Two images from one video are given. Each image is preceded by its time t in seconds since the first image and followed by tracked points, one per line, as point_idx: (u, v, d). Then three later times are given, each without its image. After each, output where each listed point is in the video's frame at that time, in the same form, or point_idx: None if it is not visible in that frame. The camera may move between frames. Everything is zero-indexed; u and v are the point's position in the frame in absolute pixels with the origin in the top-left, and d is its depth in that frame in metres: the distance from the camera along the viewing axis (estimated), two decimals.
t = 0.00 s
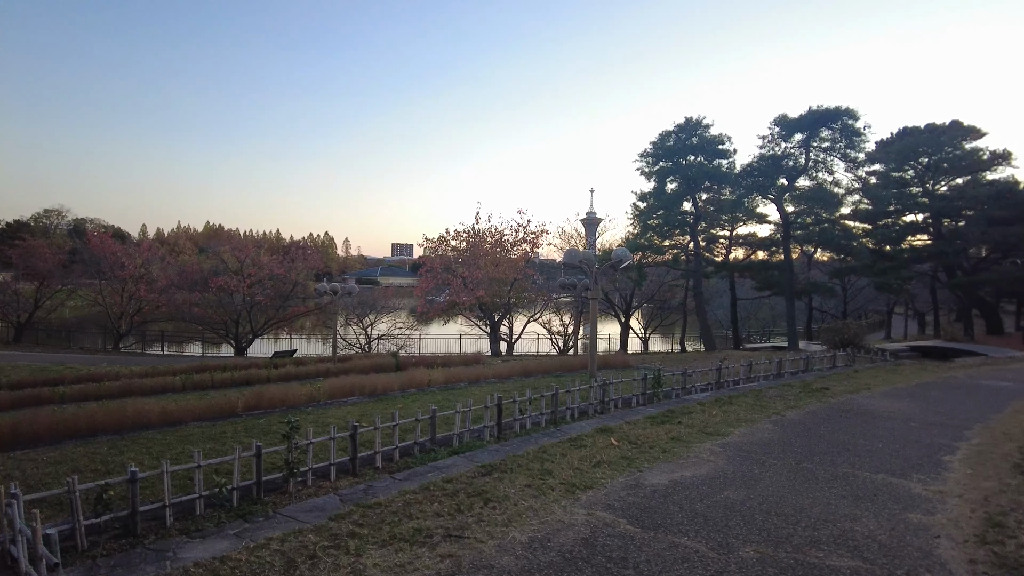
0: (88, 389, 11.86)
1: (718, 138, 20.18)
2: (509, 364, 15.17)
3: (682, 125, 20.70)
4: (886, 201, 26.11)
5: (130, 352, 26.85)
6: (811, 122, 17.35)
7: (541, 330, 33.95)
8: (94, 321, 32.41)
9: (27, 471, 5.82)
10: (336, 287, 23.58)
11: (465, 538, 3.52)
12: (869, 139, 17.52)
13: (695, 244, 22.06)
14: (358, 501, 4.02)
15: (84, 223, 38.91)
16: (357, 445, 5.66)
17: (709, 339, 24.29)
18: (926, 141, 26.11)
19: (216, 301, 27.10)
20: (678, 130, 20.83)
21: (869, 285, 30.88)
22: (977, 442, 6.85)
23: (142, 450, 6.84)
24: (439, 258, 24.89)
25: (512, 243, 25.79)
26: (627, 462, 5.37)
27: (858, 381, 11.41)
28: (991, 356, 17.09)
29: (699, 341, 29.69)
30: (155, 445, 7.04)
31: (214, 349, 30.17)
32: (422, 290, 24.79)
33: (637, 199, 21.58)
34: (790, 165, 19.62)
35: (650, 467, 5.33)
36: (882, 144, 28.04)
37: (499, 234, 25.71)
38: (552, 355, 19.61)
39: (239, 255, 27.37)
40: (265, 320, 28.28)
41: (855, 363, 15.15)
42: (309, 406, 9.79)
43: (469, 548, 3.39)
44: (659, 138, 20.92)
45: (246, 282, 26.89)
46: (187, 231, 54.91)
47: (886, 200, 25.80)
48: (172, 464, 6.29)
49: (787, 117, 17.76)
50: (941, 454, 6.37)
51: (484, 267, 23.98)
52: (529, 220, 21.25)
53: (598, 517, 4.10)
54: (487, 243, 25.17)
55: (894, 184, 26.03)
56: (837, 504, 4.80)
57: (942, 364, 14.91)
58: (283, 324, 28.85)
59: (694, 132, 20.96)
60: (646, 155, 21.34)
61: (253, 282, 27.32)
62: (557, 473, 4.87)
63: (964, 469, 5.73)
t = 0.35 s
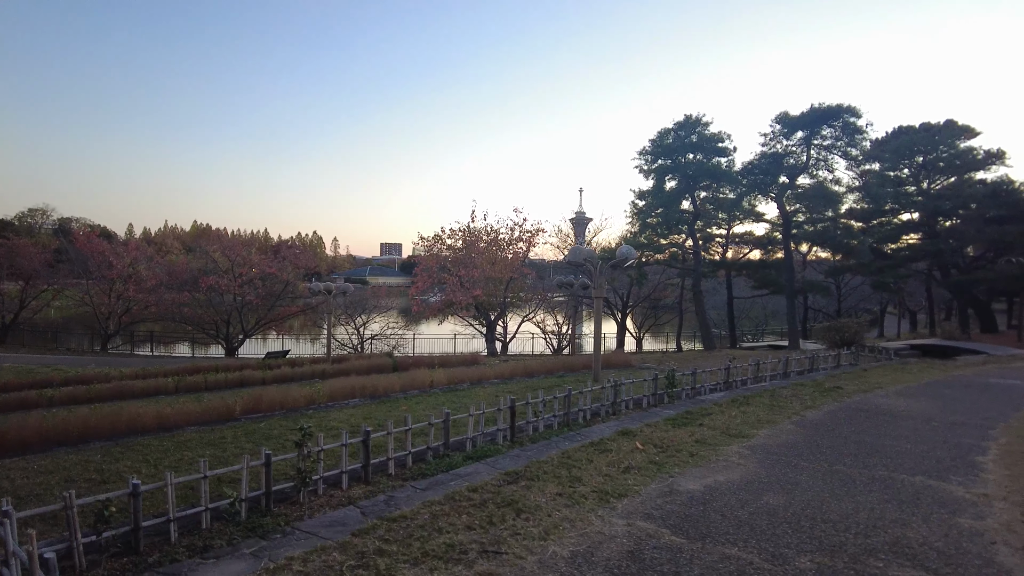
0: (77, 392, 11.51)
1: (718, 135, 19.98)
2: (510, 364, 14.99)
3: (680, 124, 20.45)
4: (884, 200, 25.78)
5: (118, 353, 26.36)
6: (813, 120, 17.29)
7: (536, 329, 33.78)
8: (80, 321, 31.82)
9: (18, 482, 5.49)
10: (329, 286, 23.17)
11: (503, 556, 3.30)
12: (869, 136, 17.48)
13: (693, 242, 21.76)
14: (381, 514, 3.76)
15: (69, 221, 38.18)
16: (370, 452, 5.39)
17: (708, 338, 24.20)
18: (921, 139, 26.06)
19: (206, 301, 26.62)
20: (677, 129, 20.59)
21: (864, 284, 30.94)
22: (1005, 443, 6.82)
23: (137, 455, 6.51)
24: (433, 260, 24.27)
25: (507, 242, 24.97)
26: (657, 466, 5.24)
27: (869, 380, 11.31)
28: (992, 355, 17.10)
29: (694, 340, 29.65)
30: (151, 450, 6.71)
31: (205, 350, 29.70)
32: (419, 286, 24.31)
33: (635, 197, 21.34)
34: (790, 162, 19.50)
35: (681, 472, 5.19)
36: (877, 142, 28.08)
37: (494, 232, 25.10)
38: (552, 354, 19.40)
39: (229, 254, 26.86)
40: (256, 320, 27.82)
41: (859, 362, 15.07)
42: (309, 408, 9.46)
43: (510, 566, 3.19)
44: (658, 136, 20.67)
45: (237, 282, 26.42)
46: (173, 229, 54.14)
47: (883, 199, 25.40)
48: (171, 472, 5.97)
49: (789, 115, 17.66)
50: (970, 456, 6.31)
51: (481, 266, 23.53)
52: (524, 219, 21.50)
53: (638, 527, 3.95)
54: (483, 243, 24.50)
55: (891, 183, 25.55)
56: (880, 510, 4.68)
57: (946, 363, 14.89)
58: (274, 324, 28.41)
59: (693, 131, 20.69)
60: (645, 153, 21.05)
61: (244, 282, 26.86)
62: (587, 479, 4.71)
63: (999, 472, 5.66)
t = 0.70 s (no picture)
0: (77, 394, 11.26)
1: (724, 134, 19.80)
2: (518, 364, 14.83)
3: (687, 122, 20.25)
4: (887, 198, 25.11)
5: (114, 354, 26.04)
6: (821, 118, 17.21)
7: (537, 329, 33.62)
8: (75, 321, 31.40)
9: (20, 491, 5.24)
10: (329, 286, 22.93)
11: (554, 569, 3.12)
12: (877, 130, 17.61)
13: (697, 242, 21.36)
14: (417, 526, 3.57)
15: (63, 219, 37.68)
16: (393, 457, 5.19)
17: (714, 338, 23.96)
18: (923, 138, 25.98)
19: (204, 301, 26.34)
20: (683, 127, 20.38)
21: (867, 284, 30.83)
22: None
23: (144, 462, 6.25)
24: (435, 260, 23.96)
25: (509, 242, 24.63)
26: (694, 473, 5.15)
27: (886, 380, 11.19)
28: (1001, 355, 17.03)
29: (697, 340, 29.54)
30: (158, 457, 6.45)
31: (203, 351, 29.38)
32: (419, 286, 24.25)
33: (640, 196, 21.12)
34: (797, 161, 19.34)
35: (718, 479, 5.11)
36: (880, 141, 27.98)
37: (496, 232, 24.65)
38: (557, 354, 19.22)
39: (227, 254, 26.54)
40: (254, 320, 27.51)
41: (868, 363, 14.96)
42: (317, 412, 9.19)
43: None
44: (664, 134, 20.46)
45: (235, 281, 26.11)
46: (169, 229, 53.78)
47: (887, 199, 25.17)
48: (180, 479, 5.72)
49: (798, 113, 17.56)
50: (1006, 458, 6.20)
51: (482, 265, 23.20)
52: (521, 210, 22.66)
53: (688, 537, 3.84)
54: (485, 242, 24.21)
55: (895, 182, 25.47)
56: (932, 515, 4.54)
57: (957, 363, 14.78)
58: (272, 324, 28.07)
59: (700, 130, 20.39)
60: (650, 152, 20.81)
61: (242, 282, 26.54)
62: (628, 487, 4.59)
63: None
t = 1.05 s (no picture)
0: (77, 397, 11.00)
1: (731, 134, 19.58)
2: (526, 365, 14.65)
3: (693, 121, 20.04)
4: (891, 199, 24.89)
5: (111, 356, 25.72)
6: (830, 118, 17.11)
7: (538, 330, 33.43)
8: (71, 322, 31.03)
9: (21, 502, 4.99)
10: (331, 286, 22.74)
11: None
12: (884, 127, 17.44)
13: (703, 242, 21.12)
14: (455, 541, 3.39)
15: (58, 219, 37.26)
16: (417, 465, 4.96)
17: (721, 340, 23.57)
18: (927, 139, 25.77)
19: (203, 302, 26.04)
20: (690, 126, 20.16)
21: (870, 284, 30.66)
22: None
23: (150, 470, 6.00)
24: (437, 261, 23.64)
25: (511, 243, 24.33)
26: (733, 480, 5.05)
27: (904, 382, 11.05)
28: (1010, 355, 16.91)
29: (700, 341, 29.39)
30: (165, 464, 6.19)
31: (201, 352, 29.07)
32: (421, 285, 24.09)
33: (645, 196, 20.89)
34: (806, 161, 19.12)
35: (759, 486, 5.01)
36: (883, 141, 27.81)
37: (498, 233, 24.26)
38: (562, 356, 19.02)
39: (227, 254, 26.25)
40: (253, 321, 27.19)
41: (879, 363, 14.79)
42: (325, 415, 8.93)
43: None
44: (670, 133, 20.25)
45: (233, 282, 25.79)
46: (165, 230, 53.39)
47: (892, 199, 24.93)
48: (189, 489, 5.46)
49: (806, 113, 17.43)
50: None
51: (485, 266, 22.86)
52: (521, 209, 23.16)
53: (741, 550, 3.70)
54: (487, 243, 23.85)
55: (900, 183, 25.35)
56: (987, 524, 4.35)
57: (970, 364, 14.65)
58: (271, 325, 27.71)
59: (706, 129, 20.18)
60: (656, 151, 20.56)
61: (241, 282, 26.21)
62: (670, 497, 4.47)
63: None
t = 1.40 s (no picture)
0: (72, 399, 10.67)
1: (734, 130, 19.35)
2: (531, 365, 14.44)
3: (696, 118, 19.83)
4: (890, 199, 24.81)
5: (102, 356, 25.24)
6: (835, 115, 17.17)
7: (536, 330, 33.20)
8: (61, 323, 30.45)
9: (17, 513, 4.69)
10: (330, 285, 22.45)
11: None
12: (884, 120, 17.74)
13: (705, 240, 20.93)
14: (497, 555, 3.20)
15: (47, 218, 36.59)
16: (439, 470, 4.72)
17: (724, 339, 23.26)
18: (926, 137, 25.66)
19: (197, 301, 25.61)
20: (693, 123, 19.94)
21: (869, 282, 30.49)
22: None
23: (152, 477, 5.70)
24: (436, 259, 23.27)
25: (510, 241, 23.95)
26: (772, 483, 4.95)
27: (918, 381, 10.98)
28: (1016, 353, 16.81)
29: (699, 341, 29.28)
30: (167, 471, 5.90)
31: (195, 353, 28.60)
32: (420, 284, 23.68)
33: (647, 193, 20.65)
34: (810, 159, 19.07)
35: (800, 488, 4.91)
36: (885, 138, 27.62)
37: (498, 231, 23.94)
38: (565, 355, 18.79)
39: (221, 253, 25.76)
40: (248, 321, 26.77)
41: (887, 363, 14.60)
42: (331, 417, 8.64)
43: None
44: (673, 130, 20.02)
45: (228, 281, 25.37)
46: (155, 229, 52.76)
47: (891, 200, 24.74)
48: (195, 496, 5.16)
49: (810, 111, 17.37)
50: None
51: (485, 264, 22.54)
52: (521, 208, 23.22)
53: (798, 557, 3.56)
54: (486, 241, 23.50)
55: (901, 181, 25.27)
56: None
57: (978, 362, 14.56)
58: (266, 325, 27.28)
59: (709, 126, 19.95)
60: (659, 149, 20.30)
61: (235, 281, 25.78)
62: (714, 503, 4.36)
63: None
